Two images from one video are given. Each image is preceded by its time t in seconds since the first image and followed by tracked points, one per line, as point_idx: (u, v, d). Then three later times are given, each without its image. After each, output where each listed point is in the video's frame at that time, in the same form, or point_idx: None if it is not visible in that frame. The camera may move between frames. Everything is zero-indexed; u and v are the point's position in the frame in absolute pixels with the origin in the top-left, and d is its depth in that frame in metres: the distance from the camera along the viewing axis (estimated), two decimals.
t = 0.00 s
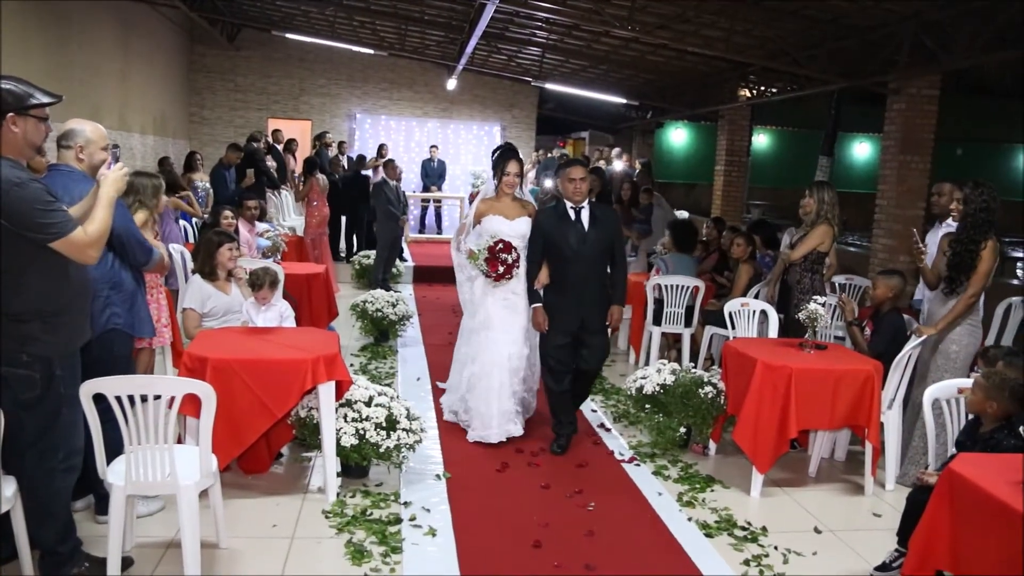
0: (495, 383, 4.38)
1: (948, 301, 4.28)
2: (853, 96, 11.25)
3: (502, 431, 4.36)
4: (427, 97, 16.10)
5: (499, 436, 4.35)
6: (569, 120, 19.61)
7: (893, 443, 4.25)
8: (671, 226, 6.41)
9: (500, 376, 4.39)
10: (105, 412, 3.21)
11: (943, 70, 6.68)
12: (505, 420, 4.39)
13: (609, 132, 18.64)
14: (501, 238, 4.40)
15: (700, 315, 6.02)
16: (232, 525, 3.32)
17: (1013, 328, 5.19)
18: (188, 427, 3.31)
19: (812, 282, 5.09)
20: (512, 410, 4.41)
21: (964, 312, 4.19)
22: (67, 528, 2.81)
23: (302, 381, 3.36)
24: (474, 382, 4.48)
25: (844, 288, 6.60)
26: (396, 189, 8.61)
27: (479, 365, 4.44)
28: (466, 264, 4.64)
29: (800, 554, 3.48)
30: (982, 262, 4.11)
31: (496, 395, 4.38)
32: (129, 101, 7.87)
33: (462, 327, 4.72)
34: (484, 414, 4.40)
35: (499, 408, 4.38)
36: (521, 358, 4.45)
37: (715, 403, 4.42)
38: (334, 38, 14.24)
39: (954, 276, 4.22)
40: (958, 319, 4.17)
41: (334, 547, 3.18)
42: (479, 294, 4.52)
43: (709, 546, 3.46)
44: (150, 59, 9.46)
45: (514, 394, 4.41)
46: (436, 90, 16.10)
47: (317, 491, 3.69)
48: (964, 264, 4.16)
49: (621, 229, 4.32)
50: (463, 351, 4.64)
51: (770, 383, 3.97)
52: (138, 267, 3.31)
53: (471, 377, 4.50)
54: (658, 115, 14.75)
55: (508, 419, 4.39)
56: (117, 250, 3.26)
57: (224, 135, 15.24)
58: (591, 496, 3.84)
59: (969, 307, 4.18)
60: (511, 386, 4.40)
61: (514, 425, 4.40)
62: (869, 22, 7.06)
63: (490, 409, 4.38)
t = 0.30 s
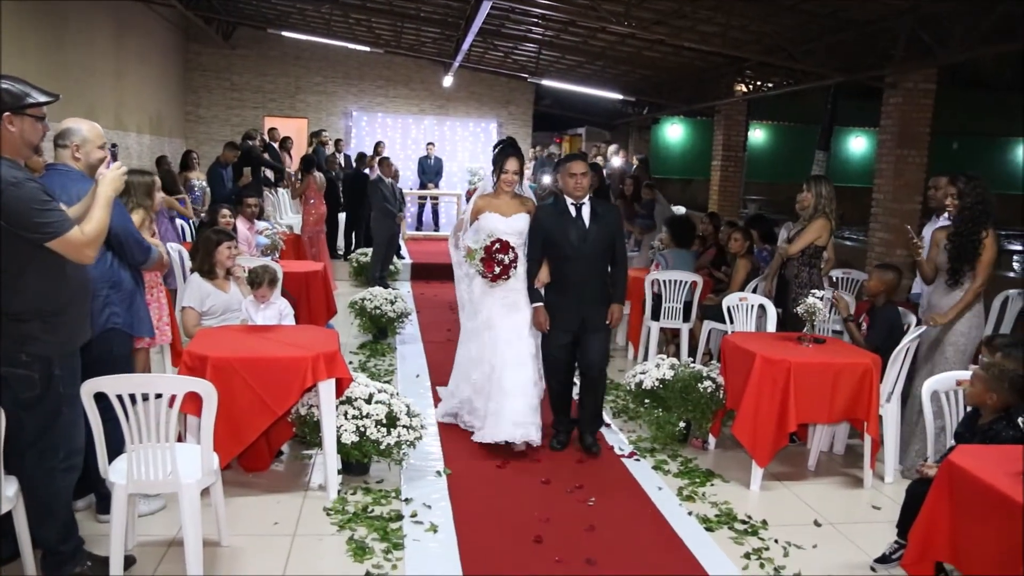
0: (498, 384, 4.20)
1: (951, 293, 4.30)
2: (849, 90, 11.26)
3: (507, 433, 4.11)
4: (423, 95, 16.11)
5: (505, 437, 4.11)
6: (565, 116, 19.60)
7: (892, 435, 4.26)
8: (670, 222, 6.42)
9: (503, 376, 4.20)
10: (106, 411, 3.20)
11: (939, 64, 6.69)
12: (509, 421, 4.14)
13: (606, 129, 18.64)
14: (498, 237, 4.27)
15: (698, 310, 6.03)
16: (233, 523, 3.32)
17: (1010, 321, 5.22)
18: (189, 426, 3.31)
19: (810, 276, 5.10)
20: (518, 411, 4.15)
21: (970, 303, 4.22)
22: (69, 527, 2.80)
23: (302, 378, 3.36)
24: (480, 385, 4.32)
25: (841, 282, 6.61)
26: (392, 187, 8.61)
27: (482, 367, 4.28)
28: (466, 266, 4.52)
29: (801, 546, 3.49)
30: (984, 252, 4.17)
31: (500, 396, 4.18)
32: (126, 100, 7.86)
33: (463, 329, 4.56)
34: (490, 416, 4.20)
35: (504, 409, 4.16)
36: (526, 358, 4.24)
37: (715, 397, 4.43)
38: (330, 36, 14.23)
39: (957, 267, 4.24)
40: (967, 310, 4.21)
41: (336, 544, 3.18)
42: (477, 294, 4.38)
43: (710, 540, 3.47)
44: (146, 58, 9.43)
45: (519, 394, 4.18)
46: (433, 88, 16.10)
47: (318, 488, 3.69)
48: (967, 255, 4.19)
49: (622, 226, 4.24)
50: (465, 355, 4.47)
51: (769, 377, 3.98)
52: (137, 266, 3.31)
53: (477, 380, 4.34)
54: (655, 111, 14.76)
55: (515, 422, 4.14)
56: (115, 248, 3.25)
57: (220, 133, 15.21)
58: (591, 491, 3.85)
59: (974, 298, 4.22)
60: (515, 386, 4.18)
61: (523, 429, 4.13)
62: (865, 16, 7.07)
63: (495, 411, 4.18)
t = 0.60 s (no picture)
0: (506, 392, 4.09)
1: (970, 292, 4.31)
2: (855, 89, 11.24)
3: (514, 444, 4.00)
4: (428, 92, 16.12)
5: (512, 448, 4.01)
6: (570, 114, 19.61)
7: (895, 435, 4.26)
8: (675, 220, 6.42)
9: (511, 384, 4.08)
10: (114, 406, 3.21)
11: (945, 63, 6.67)
12: (516, 432, 4.02)
13: (611, 127, 18.64)
14: (506, 240, 4.15)
15: (702, 309, 6.03)
16: (238, 518, 3.34)
17: (1015, 321, 5.21)
18: (195, 421, 3.33)
19: (815, 275, 5.09)
20: (526, 422, 4.03)
21: (992, 299, 4.27)
22: (75, 521, 2.82)
23: (307, 374, 3.37)
24: (490, 390, 4.25)
25: (846, 282, 6.60)
26: (396, 184, 8.62)
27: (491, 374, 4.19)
28: (474, 270, 4.41)
29: (804, 545, 3.50)
30: (1001, 251, 4.20)
31: (508, 404, 4.06)
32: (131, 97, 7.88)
33: (473, 333, 4.47)
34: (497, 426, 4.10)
35: (511, 419, 4.05)
36: (534, 366, 4.10)
37: (719, 396, 4.43)
38: (335, 33, 14.24)
39: (974, 267, 4.25)
40: (992, 308, 4.26)
41: (340, 539, 3.19)
42: (485, 299, 4.27)
43: (713, 538, 3.48)
44: (152, 55, 9.47)
45: (527, 404, 4.04)
46: (438, 85, 16.11)
47: (322, 484, 3.71)
48: (984, 255, 4.20)
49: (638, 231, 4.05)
50: (475, 359, 4.39)
51: (772, 376, 3.99)
52: (144, 261, 3.32)
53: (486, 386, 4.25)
54: (659, 109, 14.75)
55: (521, 433, 4.02)
56: (124, 244, 3.26)
57: (226, 130, 15.25)
58: (595, 488, 3.85)
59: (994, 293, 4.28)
60: (522, 395, 4.05)
61: (530, 440, 4.01)
62: (870, 15, 7.05)
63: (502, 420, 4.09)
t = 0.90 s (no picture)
0: (510, 392, 4.09)
1: (975, 290, 4.37)
2: (853, 86, 11.24)
3: (517, 446, 4.03)
4: (426, 89, 16.12)
5: (514, 450, 4.04)
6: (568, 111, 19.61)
7: (890, 430, 4.29)
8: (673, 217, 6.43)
9: (515, 385, 4.09)
10: (112, 402, 3.22)
11: (942, 60, 6.68)
12: (519, 434, 4.05)
13: (609, 123, 18.64)
14: (513, 236, 4.13)
15: (699, 305, 6.04)
16: (236, 514, 3.36)
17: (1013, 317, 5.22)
18: (193, 417, 3.35)
19: (811, 271, 5.12)
20: (530, 424, 4.06)
21: (997, 297, 4.34)
22: (74, 517, 2.84)
23: (305, 370, 3.39)
24: (491, 390, 4.22)
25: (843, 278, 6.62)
26: (393, 181, 8.62)
27: (494, 374, 4.16)
28: (479, 268, 4.43)
29: (799, 540, 3.52)
30: (1010, 250, 4.24)
31: (511, 405, 4.08)
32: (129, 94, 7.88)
33: (474, 332, 4.47)
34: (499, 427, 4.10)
35: (515, 420, 4.07)
36: (537, 368, 4.14)
37: (715, 391, 4.46)
38: (333, 30, 14.22)
39: (982, 266, 4.29)
40: (998, 307, 4.33)
41: (338, 535, 3.21)
42: (490, 297, 4.27)
43: (709, 533, 3.50)
44: (150, 52, 9.46)
45: (531, 405, 4.08)
46: (436, 82, 16.11)
47: (320, 480, 3.72)
48: (993, 254, 4.24)
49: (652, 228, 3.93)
50: (476, 359, 4.37)
51: (768, 371, 4.01)
52: (143, 258, 3.33)
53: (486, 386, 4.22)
54: (657, 106, 14.76)
55: (524, 435, 4.05)
56: (122, 240, 3.28)
57: (223, 127, 15.23)
58: (592, 484, 3.87)
59: (999, 291, 4.34)
60: (526, 396, 4.08)
61: (533, 443, 4.04)
62: (868, 12, 7.06)
63: (505, 420, 4.09)
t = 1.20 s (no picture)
0: (509, 393, 3.94)
1: (982, 285, 4.41)
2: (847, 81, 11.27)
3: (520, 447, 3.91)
4: (422, 88, 16.11)
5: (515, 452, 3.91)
6: (563, 108, 19.62)
7: (886, 425, 4.31)
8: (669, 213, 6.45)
9: (515, 385, 3.96)
10: (110, 401, 3.23)
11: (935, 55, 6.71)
12: (522, 436, 3.93)
13: (604, 121, 18.66)
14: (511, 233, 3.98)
15: (695, 300, 6.05)
16: (235, 512, 3.37)
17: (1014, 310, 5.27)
18: (192, 417, 3.35)
19: (807, 266, 5.13)
20: (533, 424, 3.95)
21: (1002, 294, 4.35)
22: (73, 516, 2.85)
23: (304, 365, 3.40)
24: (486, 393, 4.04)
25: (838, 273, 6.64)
26: (390, 180, 8.63)
27: (492, 376, 3.98)
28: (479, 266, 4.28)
29: (797, 533, 3.54)
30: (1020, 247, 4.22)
31: (513, 406, 3.94)
32: (124, 95, 7.88)
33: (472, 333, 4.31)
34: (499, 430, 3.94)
35: (517, 421, 3.95)
36: (532, 368, 3.99)
37: (712, 386, 4.49)
38: (329, 30, 14.15)
39: (989, 261, 4.33)
40: (1001, 303, 4.34)
41: (336, 532, 3.22)
42: (487, 296, 4.10)
43: (706, 527, 3.52)
44: (144, 52, 9.45)
45: (531, 406, 3.95)
46: (431, 80, 16.11)
47: (318, 478, 3.74)
48: (1001, 249, 4.27)
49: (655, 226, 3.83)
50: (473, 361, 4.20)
51: (764, 367, 4.02)
52: (140, 258, 3.34)
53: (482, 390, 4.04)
54: (653, 102, 14.77)
55: (527, 437, 3.93)
56: (118, 241, 3.28)
57: (218, 127, 15.21)
58: (589, 479, 3.89)
59: (1005, 288, 4.35)
60: (527, 397, 3.96)
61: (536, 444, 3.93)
62: (861, 7, 7.09)
63: (505, 422, 3.94)
